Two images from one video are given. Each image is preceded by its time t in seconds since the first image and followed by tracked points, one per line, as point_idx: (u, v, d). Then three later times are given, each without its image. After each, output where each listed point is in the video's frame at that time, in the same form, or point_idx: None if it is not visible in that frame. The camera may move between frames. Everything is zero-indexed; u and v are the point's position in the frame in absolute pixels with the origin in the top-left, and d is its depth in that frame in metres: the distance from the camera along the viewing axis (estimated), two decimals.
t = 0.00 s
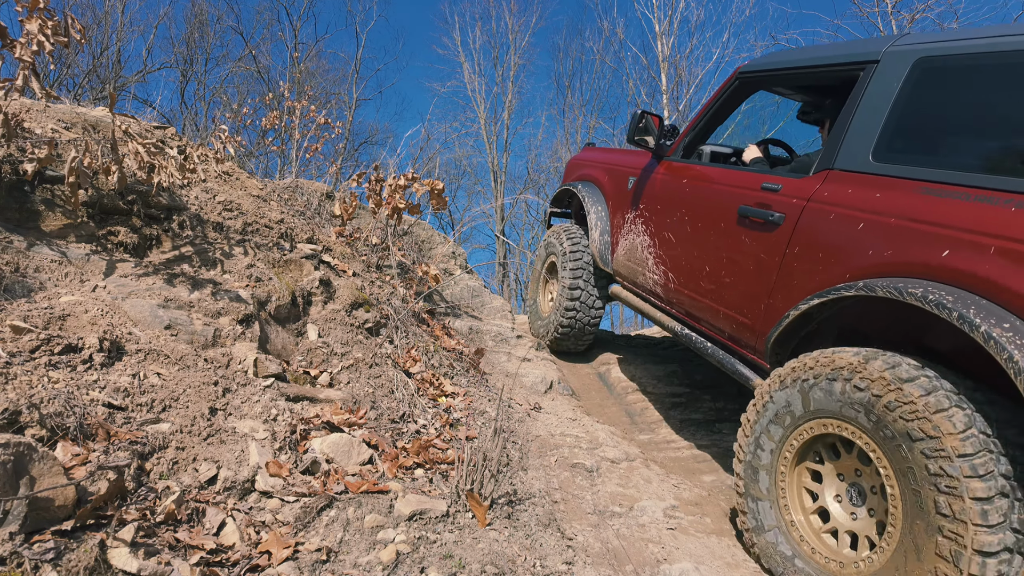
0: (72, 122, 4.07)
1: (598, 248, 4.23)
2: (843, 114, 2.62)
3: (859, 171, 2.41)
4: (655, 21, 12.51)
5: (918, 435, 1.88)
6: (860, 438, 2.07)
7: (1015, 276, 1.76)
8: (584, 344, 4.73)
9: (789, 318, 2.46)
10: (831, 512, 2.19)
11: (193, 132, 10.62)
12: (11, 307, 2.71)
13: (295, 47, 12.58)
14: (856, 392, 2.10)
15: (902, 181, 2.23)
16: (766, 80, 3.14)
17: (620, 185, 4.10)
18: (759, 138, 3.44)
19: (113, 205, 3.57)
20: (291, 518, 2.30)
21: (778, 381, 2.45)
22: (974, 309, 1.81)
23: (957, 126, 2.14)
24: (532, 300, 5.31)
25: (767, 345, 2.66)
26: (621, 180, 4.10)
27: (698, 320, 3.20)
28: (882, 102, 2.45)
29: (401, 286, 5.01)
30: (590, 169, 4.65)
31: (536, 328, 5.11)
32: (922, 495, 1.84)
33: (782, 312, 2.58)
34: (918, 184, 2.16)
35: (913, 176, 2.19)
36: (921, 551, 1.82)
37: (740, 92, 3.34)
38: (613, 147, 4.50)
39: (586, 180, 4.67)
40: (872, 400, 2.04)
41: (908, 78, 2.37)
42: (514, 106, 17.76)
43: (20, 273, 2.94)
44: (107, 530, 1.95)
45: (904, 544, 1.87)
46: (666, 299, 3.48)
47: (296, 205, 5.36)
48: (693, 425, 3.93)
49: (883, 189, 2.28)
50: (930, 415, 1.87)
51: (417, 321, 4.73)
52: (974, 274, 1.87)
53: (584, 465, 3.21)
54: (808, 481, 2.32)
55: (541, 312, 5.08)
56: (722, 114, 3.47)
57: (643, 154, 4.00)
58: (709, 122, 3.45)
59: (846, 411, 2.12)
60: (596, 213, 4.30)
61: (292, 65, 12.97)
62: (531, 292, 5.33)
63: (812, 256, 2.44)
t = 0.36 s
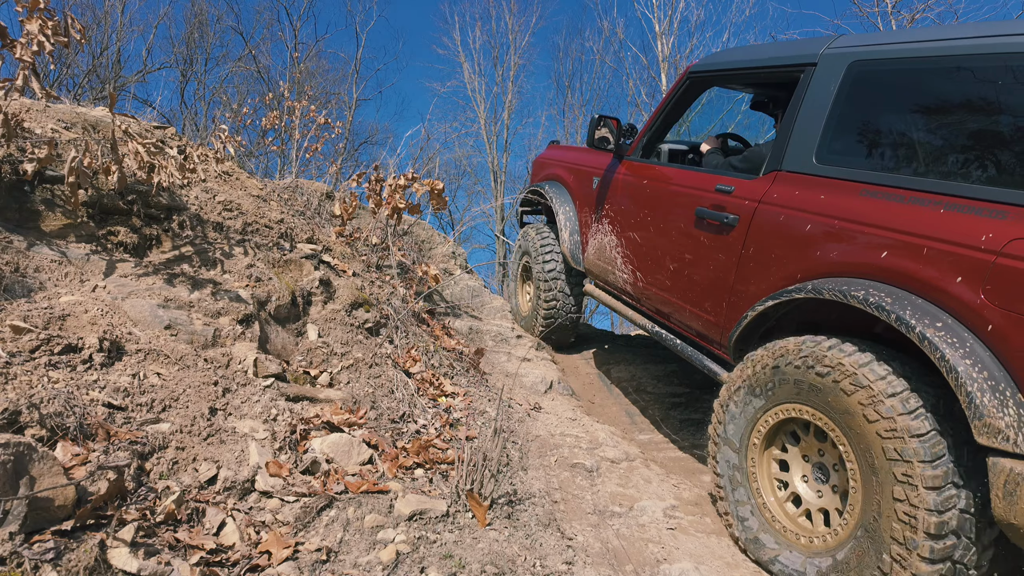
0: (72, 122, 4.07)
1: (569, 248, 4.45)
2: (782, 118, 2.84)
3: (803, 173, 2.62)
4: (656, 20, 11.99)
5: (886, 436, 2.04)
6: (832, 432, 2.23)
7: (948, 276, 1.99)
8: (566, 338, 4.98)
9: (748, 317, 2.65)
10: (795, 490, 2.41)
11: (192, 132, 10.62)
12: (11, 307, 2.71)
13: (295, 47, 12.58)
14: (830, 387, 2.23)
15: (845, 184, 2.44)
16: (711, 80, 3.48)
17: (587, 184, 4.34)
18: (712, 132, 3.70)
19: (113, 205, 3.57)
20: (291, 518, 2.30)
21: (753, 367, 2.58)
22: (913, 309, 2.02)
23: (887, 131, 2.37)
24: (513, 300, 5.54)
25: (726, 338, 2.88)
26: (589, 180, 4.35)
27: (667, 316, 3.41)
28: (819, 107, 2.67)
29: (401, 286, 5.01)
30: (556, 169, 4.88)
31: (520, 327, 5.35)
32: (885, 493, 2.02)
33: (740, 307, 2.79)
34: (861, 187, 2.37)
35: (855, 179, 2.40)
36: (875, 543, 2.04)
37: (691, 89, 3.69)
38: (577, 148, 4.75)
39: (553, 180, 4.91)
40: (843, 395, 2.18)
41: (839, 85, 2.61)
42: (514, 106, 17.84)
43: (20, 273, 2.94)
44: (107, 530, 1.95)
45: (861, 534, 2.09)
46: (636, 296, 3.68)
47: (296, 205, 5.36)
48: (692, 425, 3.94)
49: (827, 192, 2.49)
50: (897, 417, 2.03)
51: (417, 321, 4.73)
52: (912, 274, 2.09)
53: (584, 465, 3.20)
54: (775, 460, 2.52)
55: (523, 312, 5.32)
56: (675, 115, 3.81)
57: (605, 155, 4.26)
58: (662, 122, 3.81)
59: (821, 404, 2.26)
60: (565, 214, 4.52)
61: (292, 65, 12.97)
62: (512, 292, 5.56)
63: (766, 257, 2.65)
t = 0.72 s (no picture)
0: (72, 122, 4.07)
1: (564, 236, 4.66)
2: (753, 115, 3.08)
3: (763, 162, 2.88)
4: (656, 20, 11.97)
5: (812, 385, 2.32)
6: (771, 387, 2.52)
7: (874, 249, 2.25)
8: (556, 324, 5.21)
9: (709, 290, 2.90)
10: (744, 443, 2.70)
11: (192, 132, 10.62)
12: (11, 307, 2.71)
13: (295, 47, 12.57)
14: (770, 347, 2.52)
15: (797, 171, 2.69)
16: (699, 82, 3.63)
17: (583, 179, 4.54)
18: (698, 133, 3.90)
19: (113, 205, 3.57)
20: (291, 518, 2.30)
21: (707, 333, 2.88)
22: (842, 276, 2.29)
23: (837, 124, 2.62)
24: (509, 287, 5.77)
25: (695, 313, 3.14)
26: (583, 173, 4.56)
27: (646, 296, 3.67)
28: (783, 105, 2.91)
29: (401, 286, 5.01)
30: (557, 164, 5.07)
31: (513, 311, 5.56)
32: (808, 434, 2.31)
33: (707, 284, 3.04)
34: (811, 174, 2.61)
35: (807, 167, 2.65)
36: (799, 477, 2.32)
37: (680, 90, 3.80)
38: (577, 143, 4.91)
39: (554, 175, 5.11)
40: (780, 353, 2.48)
41: (801, 84, 2.85)
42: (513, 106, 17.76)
43: (20, 273, 2.94)
44: (106, 530, 1.95)
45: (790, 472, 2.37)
46: (619, 279, 3.95)
47: (296, 205, 5.36)
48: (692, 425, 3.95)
49: (781, 178, 2.75)
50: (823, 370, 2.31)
51: (417, 321, 4.73)
52: (845, 248, 2.35)
53: (584, 465, 3.20)
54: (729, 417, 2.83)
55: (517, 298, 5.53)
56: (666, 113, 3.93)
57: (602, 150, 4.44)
58: (654, 120, 3.91)
59: (764, 366, 2.55)
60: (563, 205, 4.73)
61: (292, 65, 12.97)
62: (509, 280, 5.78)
63: (727, 237, 2.90)
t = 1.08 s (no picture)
0: (72, 122, 4.07)
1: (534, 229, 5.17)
2: (724, 123, 3.59)
3: (736, 161, 3.37)
4: (655, 20, 12.98)
5: (769, 354, 2.73)
6: (730, 357, 2.94)
7: (833, 231, 2.72)
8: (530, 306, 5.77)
9: (685, 268, 3.34)
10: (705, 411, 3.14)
11: (192, 132, 10.62)
12: (11, 307, 2.71)
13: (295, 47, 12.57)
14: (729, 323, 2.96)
15: (763, 169, 3.19)
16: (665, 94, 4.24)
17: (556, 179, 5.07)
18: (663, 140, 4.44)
19: (113, 205, 3.57)
20: (291, 518, 2.30)
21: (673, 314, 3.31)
22: (806, 254, 2.75)
23: (797, 131, 3.15)
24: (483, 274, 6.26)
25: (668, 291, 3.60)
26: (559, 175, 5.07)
27: (616, 283, 4.14)
28: (750, 114, 3.43)
29: (401, 286, 5.00)
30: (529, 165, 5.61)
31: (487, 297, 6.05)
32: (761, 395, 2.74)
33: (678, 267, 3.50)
34: (776, 171, 3.11)
35: (772, 166, 3.15)
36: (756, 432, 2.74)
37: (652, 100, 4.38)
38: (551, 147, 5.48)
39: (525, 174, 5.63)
40: (738, 328, 2.90)
41: (767, 98, 3.39)
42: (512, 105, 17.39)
43: (20, 273, 2.94)
44: (106, 530, 1.95)
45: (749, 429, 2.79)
46: (592, 269, 4.41)
47: (295, 205, 5.35)
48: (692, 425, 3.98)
49: (751, 175, 3.23)
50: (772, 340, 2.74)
51: (417, 321, 4.72)
52: (809, 230, 2.81)
53: (584, 465, 3.19)
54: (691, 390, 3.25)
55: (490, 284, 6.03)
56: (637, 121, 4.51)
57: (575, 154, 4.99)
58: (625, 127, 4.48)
59: (727, 342, 2.94)
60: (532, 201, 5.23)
61: (292, 65, 12.98)
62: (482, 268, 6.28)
63: (702, 225, 3.36)
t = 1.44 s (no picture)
0: (72, 122, 4.07)
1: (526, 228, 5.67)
2: (667, 118, 4.19)
3: (673, 148, 3.97)
4: (655, 21, 12.80)
5: (664, 312, 3.32)
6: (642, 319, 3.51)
7: (731, 195, 3.27)
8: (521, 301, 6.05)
9: (624, 236, 3.96)
10: (633, 374, 3.69)
11: (192, 133, 10.61)
12: (11, 307, 2.71)
13: (295, 46, 12.57)
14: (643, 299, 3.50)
15: (691, 152, 3.78)
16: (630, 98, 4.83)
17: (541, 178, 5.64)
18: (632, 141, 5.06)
19: (113, 205, 3.57)
20: (291, 518, 2.30)
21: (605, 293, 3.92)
22: (708, 214, 3.33)
23: (721, 120, 3.73)
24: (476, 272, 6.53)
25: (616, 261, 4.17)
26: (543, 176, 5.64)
27: (586, 263, 4.71)
28: (688, 109, 4.03)
29: (401, 286, 5.00)
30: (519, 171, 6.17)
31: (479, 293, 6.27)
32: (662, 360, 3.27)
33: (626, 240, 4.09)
34: (700, 153, 3.69)
35: (698, 150, 3.73)
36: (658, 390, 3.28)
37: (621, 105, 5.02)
38: (537, 153, 6.07)
39: (515, 179, 6.17)
40: (647, 299, 3.47)
41: (699, 95, 3.99)
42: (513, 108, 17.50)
43: (20, 273, 2.94)
44: (107, 530, 1.95)
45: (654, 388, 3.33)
46: (568, 254, 4.98)
47: (296, 205, 5.35)
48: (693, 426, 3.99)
49: (682, 157, 3.82)
50: (672, 315, 3.26)
51: (417, 321, 4.72)
52: (715, 195, 3.37)
53: (584, 464, 3.19)
54: (624, 357, 3.81)
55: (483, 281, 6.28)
56: (609, 125, 5.14)
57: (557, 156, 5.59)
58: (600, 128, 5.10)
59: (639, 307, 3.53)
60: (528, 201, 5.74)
61: (292, 65, 12.97)
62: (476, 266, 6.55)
63: (644, 201, 3.98)
